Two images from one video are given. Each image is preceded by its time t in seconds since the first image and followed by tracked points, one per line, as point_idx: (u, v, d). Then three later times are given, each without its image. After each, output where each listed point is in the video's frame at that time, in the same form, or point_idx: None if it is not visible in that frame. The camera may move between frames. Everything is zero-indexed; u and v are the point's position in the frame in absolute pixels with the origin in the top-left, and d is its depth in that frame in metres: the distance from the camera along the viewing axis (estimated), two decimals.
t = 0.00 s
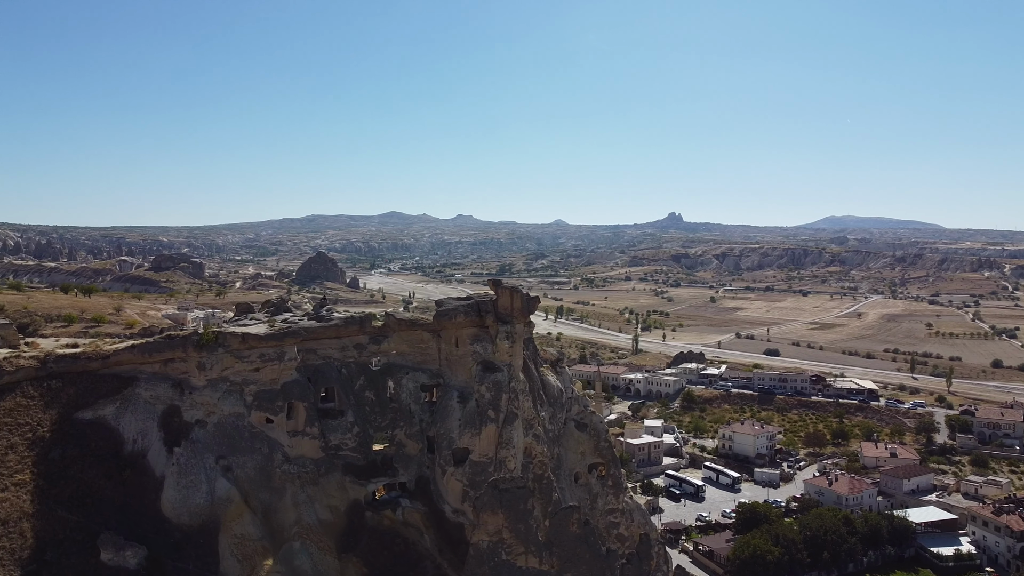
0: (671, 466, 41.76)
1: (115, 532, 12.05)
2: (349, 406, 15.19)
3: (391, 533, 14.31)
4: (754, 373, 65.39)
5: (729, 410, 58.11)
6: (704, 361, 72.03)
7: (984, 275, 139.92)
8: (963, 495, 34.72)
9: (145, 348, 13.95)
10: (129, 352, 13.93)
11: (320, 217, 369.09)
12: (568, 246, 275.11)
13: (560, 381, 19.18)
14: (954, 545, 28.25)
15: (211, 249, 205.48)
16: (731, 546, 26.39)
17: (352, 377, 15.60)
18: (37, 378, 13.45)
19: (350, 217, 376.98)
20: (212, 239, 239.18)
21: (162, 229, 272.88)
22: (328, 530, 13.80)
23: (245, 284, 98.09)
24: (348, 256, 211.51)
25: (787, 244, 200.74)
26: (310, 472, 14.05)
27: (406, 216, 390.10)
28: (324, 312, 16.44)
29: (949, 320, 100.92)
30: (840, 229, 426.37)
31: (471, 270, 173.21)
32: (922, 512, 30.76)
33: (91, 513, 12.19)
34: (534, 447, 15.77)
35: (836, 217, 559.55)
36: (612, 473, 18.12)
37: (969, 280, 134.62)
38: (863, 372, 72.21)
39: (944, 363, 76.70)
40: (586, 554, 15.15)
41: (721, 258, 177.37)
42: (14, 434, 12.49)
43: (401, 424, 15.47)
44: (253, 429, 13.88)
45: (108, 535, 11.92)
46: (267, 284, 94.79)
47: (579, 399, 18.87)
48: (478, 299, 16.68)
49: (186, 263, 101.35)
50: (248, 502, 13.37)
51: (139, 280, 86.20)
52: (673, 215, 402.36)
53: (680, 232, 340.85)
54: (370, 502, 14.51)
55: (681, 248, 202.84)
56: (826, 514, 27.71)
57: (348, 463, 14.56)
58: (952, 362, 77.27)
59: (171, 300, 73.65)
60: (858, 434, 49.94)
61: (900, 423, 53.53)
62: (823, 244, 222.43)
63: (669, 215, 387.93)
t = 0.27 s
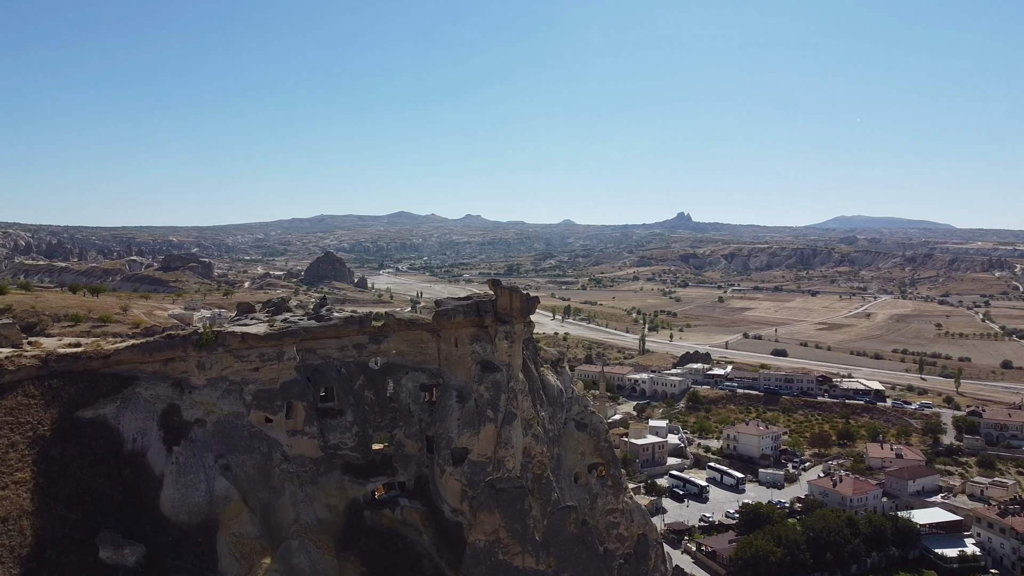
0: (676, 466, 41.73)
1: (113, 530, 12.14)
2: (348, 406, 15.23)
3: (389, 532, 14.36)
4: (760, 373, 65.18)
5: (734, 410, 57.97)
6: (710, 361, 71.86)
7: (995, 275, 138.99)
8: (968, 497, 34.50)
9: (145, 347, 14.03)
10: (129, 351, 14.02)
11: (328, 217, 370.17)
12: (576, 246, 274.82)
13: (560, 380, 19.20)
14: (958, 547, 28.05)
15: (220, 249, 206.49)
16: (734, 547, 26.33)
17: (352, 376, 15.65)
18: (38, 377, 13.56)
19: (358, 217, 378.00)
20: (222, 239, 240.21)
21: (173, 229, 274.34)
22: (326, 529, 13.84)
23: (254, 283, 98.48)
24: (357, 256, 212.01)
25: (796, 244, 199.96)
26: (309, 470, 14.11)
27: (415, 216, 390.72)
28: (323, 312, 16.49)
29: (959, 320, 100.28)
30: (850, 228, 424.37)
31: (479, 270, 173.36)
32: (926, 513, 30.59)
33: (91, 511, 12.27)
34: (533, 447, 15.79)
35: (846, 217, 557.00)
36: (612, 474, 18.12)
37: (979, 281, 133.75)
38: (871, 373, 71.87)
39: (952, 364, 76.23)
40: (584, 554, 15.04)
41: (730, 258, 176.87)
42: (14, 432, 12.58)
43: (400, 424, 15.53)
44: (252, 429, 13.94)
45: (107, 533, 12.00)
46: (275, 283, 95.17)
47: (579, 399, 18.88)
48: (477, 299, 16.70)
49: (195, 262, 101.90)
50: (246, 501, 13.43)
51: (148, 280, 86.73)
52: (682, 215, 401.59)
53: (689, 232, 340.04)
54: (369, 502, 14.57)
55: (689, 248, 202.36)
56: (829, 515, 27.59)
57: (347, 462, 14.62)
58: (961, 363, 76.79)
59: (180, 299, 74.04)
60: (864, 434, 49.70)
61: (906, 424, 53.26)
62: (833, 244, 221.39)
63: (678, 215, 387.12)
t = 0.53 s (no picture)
0: (680, 466, 41.68)
1: (113, 528, 12.23)
2: (348, 406, 15.28)
3: (388, 531, 14.43)
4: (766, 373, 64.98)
5: (740, 411, 57.81)
6: (717, 362, 71.66)
7: (1006, 275, 138.03)
8: (974, 498, 34.26)
9: (146, 347, 14.14)
10: (130, 351, 14.11)
11: (337, 218, 371.24)
12: (585, 246, 274.46)
13: (561, 381, 19.20)
14: (963, 548, 27.86)
15: (230, 249, 207.49)
16: (737, 548, 26.27)
17: (352, 376, 15.69)
18: (40, 376, 13.65)
19: (367, 218, 378.97)
20: (231, 239, 241.12)
21: (183, 229, 275.67)
22: (324, 528, 13.91)
23: (262, 283, 98.84)
24: (365, 256, 212.31)
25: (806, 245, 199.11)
26: (308, 469, 14.15)
27: (423, 217, 391.21)
28: (324, 312, 16.55)
29: (969, 321, 99.61)
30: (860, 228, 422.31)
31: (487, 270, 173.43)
32: (931, 514, 30.40)
33: (91, 509, 12.38)
34: (532, 447, 15.80)
35: (856, 217, 554.45)
36: (612, 474, 18.11)
37: (990, 281, 132.78)
38: (879, 374, 71.50)
39: (961, 365, 75.74)
40: (581, 554, 15.02)
41: (739, 258, 176.35)
42: (16, 431, 12.68)
43: (400, 423, 15.58)
44: (252, 428, 14.00)
45: (107, 531, 12.11)
46: (284, 284, 95.50)
47: (580, 399, 18.88)
48: (476, 298, 16.75)
49: (205, 263, 102.41)
50: (246, 500, 13.49)
51: (158, 280, 87.19)
52: (691, 215, 400.65)
53: (698, 232, 339.07)
54: (368, 501, 14.63)
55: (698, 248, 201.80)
56: (833, 515, 27.48)
57: (346, 461, 14.67)
58: (971, 363, 76.27)
59: (190, 299, 74.41)
60: (871, 435, 49.46)
61: (913, 425, 52.97)
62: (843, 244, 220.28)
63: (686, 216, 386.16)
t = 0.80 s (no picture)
0: (686, 467, 41.58)
1: (113, 526, 12.32)
2: (349, 405, 15.34)
3: (388, 530, 14.46)
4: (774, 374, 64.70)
5: (748, 411, 57.61)
6: (725, 362, 71.42)
7: (1019, 275, 136.80)
8: (982, 500, 33.99)
9: (148, 346, 14.24)
10: (133, 349, 14.21)
11: (348, 218, 372.67)
12: (595, 246, 274.12)
13: (563, 381, 19.21)
14: (970, 550, 27.65)
15: (241, 249, 208.65)
16: (741, 549, 26.20)
17: (353, 376, 15.75)
18: (44, 374, 13.78)
19: (378, 218, 380.08)
20: (243, 239, 242.32)
21: (195, 229, 277.39)
22: (324, 527, 13.96)
23: (273, 283, 99.32)
24: (375, 256, 212.88)
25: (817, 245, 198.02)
26: (309, 469, 14.22)
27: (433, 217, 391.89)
28: (326, 312, 16.61)
29: (982, 322, 98.78)
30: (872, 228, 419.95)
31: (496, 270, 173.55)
32: (938, 516, 30.18)
33: (92, 507, 12.48)
34: (533, 447, 15.79)
35: (868, 216, 551.39)
36: (614, 474, 18.08)
37: (1003, 281, 131.61)
38: (889, 375, 71.02)
39: (973, 366, 75.13)
40: (580, 554, 14.95)
41: (749, 258, 175.65)
42: (19, 429, 12.81)
43: (401, 423, 15.63)
44: (253, 427, 14.09)
45: (107, 529, 12.20)
46: (294, 283, 95.92)
47: (582, 399, 18.86)
48: (478, 299, 16.77)
49: (215, 262, 103.01)
50: (246, 498, 13.57)
51: (169, 280, 87.78)
52: (701, 215, 399.56)
53: (708, 232, 337.97)
54: (369, 500, 14.68)
55: (708, 248, 201.15)
56: (838, 516, 27.36)
57: (347, 460, 14.73)
58: (982, 365, 75.61)
59: (201, 299, 74.86)
60: (879, 436, 49.17)
61: (922, 426, 52.61)
62: (855, 244, 218.86)
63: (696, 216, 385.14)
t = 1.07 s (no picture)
0: (692, 467, 41.50)
1: (114, 524, 12.42)
2: (351, 404, 15.41)
3: (389, 529, 14.50)
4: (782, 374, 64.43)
5: (755, 412, 57.43)
6: (733, 363, 71.20)
7: None
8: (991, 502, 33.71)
9: (151, 345, 14.34)
10: (136, 349, 14.31)
11: (359, 218, 373.93)
12: (605, 246, 273.79)
13: (565, 381, 19.20)
14: (977, 552, 27.45)
15: (252, 249, 209.76)
16: (746, 549, 26.13)
17: (354, 376, 15.81)
18: (48, 373, 13.91)
19: (388, 218, 381.20)
20: (254, 239, 243.54)
21: (207, 229, 279.18)
22: (325, 525, 14.01)
23: (283, 283, 99.77)
24: (386, 256, 213.43)
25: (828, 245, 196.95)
26: (310, 468, 14.27)
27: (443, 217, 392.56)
28: (328, 311, 16.69)
29: (995, 322, 97.97)
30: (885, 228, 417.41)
31: (506, 270, 173.72)
32: (945, 518, 29.97)
33: (94, 505, 12.58)
34: (534, 446, 15.77)
35: (881, 216, 548.24)
36: (616, 473, 18.03)
37: (1017, 282, 130.46)
38: (899, 375, 70.56)
39: (985, 367, 74.51)
40: (579, 553, 14.85)
41: (760, 258, 174.96)
42: (23, 428, 12.94)
43: (402, 422, 15.68)
44: (254, 426, 14.17)
45: (109, 527, 12.30)
46: (304, 283, 96.37)
47: (584, 399, 18.84)
48: (478, 298, 16.79)
49: (226, 262, 103.60)
50: (248, 497, 13.63)
51: (180, 280, 88.36)
52: (712, 216, 398.35)
53: (719, 232, 336.88)
54: (370, 499, 14.74)
55: (719, 248, 200.49)
56: (843, 518, 27.22)
57: (348, 459, 14.78)
58: (994, 366, 74.98)
59: (212, 298, 75.33)
60: (887, 437, 48.88)
61: (932, 427, 52.24)
62: (867, 244, 217.49)
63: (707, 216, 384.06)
